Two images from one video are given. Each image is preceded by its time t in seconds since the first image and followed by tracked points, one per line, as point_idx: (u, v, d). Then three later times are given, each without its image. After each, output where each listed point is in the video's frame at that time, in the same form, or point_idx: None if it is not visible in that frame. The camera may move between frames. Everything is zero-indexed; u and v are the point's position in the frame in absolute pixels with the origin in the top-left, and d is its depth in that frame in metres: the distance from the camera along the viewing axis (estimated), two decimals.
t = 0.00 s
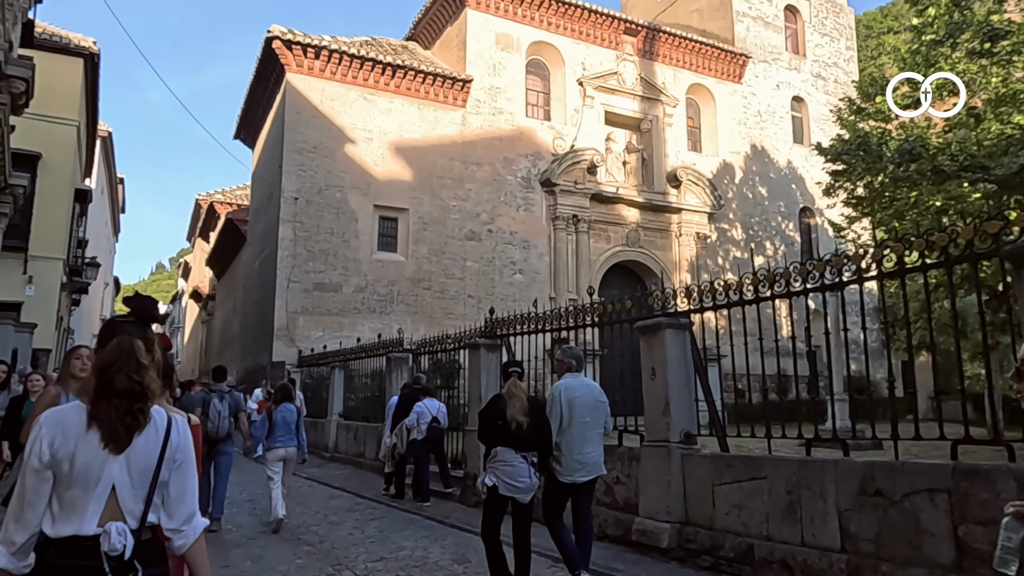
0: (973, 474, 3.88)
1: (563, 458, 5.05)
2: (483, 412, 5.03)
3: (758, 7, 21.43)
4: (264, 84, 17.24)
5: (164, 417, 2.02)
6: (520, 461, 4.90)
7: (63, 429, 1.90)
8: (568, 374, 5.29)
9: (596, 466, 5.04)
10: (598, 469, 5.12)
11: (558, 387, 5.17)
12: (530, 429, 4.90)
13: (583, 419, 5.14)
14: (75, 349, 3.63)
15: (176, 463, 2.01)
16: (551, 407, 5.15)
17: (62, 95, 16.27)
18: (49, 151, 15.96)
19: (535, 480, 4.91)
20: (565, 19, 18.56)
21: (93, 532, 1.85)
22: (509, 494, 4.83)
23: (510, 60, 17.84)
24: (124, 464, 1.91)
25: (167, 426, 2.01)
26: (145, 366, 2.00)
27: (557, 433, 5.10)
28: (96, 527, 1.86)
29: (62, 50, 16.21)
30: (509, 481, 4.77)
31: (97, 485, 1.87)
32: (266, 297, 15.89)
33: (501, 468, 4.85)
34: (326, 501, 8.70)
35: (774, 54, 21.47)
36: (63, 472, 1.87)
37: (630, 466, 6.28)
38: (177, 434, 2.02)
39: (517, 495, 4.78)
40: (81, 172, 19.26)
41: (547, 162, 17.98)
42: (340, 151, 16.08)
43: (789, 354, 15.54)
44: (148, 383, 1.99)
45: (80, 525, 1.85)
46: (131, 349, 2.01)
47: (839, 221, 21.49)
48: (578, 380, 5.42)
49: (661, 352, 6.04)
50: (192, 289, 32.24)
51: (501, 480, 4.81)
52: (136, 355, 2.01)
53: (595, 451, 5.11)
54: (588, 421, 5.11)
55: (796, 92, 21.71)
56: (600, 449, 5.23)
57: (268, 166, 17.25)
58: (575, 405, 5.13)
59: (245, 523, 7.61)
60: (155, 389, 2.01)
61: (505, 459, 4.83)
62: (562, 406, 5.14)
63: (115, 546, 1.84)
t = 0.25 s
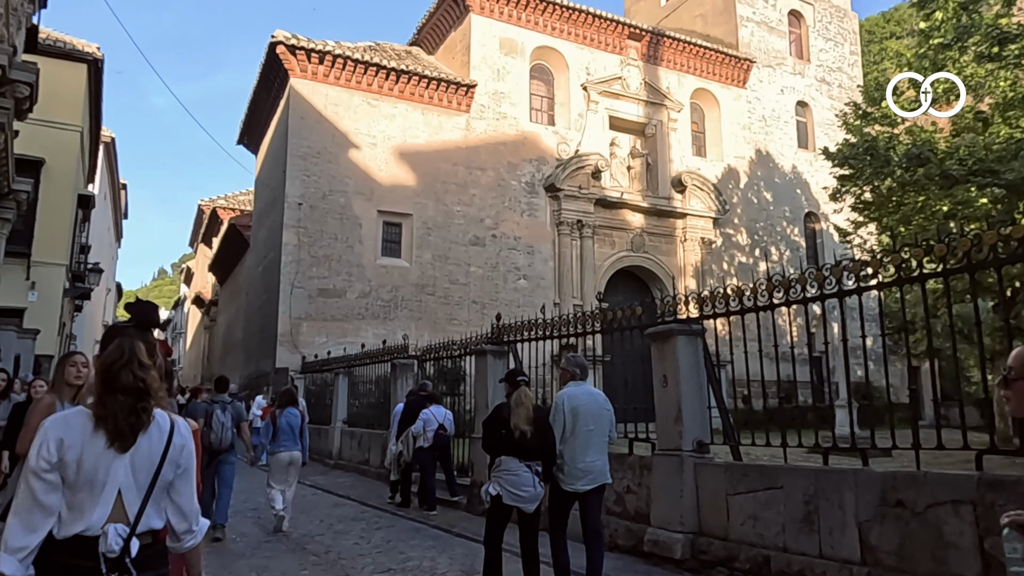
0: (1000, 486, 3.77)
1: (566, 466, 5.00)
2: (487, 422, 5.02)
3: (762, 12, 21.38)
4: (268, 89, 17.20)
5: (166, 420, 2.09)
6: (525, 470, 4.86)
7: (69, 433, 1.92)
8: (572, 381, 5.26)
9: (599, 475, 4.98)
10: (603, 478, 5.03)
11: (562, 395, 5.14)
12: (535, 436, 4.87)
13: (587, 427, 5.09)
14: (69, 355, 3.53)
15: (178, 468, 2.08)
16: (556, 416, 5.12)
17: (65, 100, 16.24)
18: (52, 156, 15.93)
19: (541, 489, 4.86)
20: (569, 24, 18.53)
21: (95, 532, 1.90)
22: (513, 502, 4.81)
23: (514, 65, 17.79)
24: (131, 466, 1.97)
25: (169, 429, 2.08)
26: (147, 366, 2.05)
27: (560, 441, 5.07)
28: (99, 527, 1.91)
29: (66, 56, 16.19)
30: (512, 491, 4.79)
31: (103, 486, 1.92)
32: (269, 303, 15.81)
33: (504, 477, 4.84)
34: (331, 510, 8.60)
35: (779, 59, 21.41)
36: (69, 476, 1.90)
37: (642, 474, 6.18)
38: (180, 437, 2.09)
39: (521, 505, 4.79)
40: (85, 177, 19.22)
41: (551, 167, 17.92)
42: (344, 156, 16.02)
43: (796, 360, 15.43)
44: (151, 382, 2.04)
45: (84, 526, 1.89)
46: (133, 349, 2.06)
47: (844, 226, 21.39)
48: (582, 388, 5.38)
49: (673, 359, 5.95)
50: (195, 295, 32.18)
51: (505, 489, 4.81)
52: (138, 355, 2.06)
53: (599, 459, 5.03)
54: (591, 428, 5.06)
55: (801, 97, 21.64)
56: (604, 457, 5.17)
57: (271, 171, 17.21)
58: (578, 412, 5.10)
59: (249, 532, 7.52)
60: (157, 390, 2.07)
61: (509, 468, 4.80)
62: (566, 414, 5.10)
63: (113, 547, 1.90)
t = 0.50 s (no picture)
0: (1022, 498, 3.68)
1: (565, 477, 4.92)
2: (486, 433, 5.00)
3: (762, 18, 21.39)
4: (268, 95, 17.15)
5: (162, 438, 2.17)
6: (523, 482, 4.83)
7: (68, 452, 2.02)
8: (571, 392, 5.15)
9: (600, 487, 4.87)
10: (604, 489, 4.93)
11: (561, 407, 5.04)
12: (536, 447, 4.82)
13: (586, 438, 5.00)
14: (59, 363, 3.50)
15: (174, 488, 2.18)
16: (554, 428, 5.02)
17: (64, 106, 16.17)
18: (50, 161, 15.83)
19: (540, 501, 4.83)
20: (569, 30, 18.51)
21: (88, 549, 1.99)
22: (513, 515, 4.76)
23: (515, 71, 17.77)
24: (127, 483, 2.07)
25: (165, 447, 2.17)
26: (141, 384, 2.15)
27: (559, 452, 4.98)
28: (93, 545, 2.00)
29: (64, 61, 16.13)
30: (511, 503, 4.76)
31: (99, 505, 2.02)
32: (268, 309, 15.71)
33: (503, 489, 4.82)
34: (331, 519, 8.49)
35: (779, 65, 21.41)
36: (68, 493, 2.00)
37: (649, 484, 6.09)
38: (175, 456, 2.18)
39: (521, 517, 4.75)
40: (83, 183, 19.12)
41: (552, 173, 17.86)
42: (344, 162, 15.95)
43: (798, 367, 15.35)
44: (145, 401, 2.13)
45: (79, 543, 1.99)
46: (124, 369, 2.16)
47: (845, 232, 21.35)
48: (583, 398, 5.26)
49: (681, 367, 5.86)
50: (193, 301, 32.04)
51: (504, 502, 4.79)
52: (132, 375, 2.17)
53: (600, 471, 4.93)
54: (590, 439, 4.97)
55: (801, 103, 21.64)
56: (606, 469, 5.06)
57: (271, 176, 17.13)
58: (577, 424, 5.00)
59: (249, 543, 7.42)
60: (153, 408, 2.16)
61: (507, 480, 4.79)
62: (565, 426, 5.01)
63: (98, 567, 1.97)
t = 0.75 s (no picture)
0: None
1: (560, 487, 4.85)
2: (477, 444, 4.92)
3: (758, 26, 21.43)
4: (264, 100, 17.06)
5: (146, 457, 2.28)
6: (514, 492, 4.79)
7: (55, 469, 2.11)
8: (565, 402, 5.10)
9: (594, 498, 4.82)
10: (599, 499, 4.89)
11: (554, 417, 5.00)
12: (530, 459, 4.79)
13: (580, 448, 4.96)
14: (45, 371, 3.37)
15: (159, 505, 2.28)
16: (547, 438, 4.97)
17: (57, 110, 16.04)
18: (43, 166, 15.69)
19: (532, 511, 4.80)
20: (567, 36, 18.51)
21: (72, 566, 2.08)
22: (505, 526, 4.72)
23: (512, 77, 17.75)
24: (111, 501, 2.17)
25: (150, 465, 2.27)
26: (129, 404, 2.23)
27: (553, 462, 4.91)
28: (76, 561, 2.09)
29: (59, 66, 16.02)
30: (502, 514, 4.70)
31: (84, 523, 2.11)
32: (263, 316, 15.58)
33: (495, 500, 4.75)
34: (328, 529, 8.37)
35: (775, 72, 21.45)
36: (55, 510, 2.09)
37: (652, 494, 6.00)
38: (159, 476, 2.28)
39: (513, 528, 4.70)
40: (76, 189, 18.98)
41: (549, 179, 17.82)
42: (340, 167, 15.86)
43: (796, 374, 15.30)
44: (130, 420, 2.22)
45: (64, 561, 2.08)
46: (111, 387, 2.23)
47: (842, 239, 21.35)
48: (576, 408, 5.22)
49: (685, 373, 5.79)
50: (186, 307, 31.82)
51: (495, 513, 4.72)
52: (120, 393, 2.25)
53: (595, 482, 4.87)
54: (585, 450, 4.92)
55: (797, 110, 21.69)
56: (602, 479, 5.01)
57: (267, 182, 17.04)
58: (571, 434, 4.96)
59: (243, 553, 7.29)
60: (138, 426, 2.26)
61: (499, 490, 4.73)
62: (558, 437, 4.97)
63: None
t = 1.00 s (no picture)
0: None
1: (551, 493, 4.84)
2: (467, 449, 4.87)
3: (752, 34, 21.51)
4: (258, 105, 16.94)
5: (129, 455, 2.31)
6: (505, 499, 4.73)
7: (34, 468, 2.14)
8: (556, 409, 5.09)
9: (584, 504, 4.85)
10: (588, 505, 4.93)
11: (546, 423, 4.97)
12: (518, 466, 4.76)
13: (571, 454, 4.95)
14: (30, 381, 3.32)
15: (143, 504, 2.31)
16: (539, 443, 4.95)
17: (47, 114, 15.85)
18: (33, 170, 15.50)
19: (520, 518, 4.74)
20: (562, 43, 18.50)
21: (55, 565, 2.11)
22: (493, 532, 4.66)
23: (507, 83, 17.73)
24: (91, 499, 2.19)
25: (132, 464, 2.30)
26: (112, 404, 2.28)
27: (545, 468, 4.89)
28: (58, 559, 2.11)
29: (49, 69, 15.85)
30: (491, 520, 4.63)
31: (66, 521, 2.14)
32: (256, 322, 15.42)
33: (484, 506, 4.68)
34: (322, 538, 8.23)
35: (769, 80, 21.53)
36: (35, 510, 2.12)
37: (654, 502, 5.92)
38: (142, 473, 2.30)
39: (500, 535, 4.64)
40: (66, 194, 18.76)
41: (544, 185, 17.77)
42: (335, 173, 15.76)
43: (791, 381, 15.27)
44: (113, 421, 2.26)
45: (47, 559, 2.10)
46: (97, 387, 2.27)
47: (835, 246, 21.41)
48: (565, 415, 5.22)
49: (688, 380, 5.71)
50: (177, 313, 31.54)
51: (484, 518, 4.66)
52: (104, 392, 2.29)
53: (586, 488, 4.92)
54: (575, 456, 4.91)
55: (790, 118, 21.77)
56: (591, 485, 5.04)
57: (260, 187, 16.90)
58: (562, 439, 4.95)
59: (236, 564, 7.14)
60: (120, 427, 2.30)
61: (489, 496, 4.65)
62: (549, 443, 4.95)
63: None
